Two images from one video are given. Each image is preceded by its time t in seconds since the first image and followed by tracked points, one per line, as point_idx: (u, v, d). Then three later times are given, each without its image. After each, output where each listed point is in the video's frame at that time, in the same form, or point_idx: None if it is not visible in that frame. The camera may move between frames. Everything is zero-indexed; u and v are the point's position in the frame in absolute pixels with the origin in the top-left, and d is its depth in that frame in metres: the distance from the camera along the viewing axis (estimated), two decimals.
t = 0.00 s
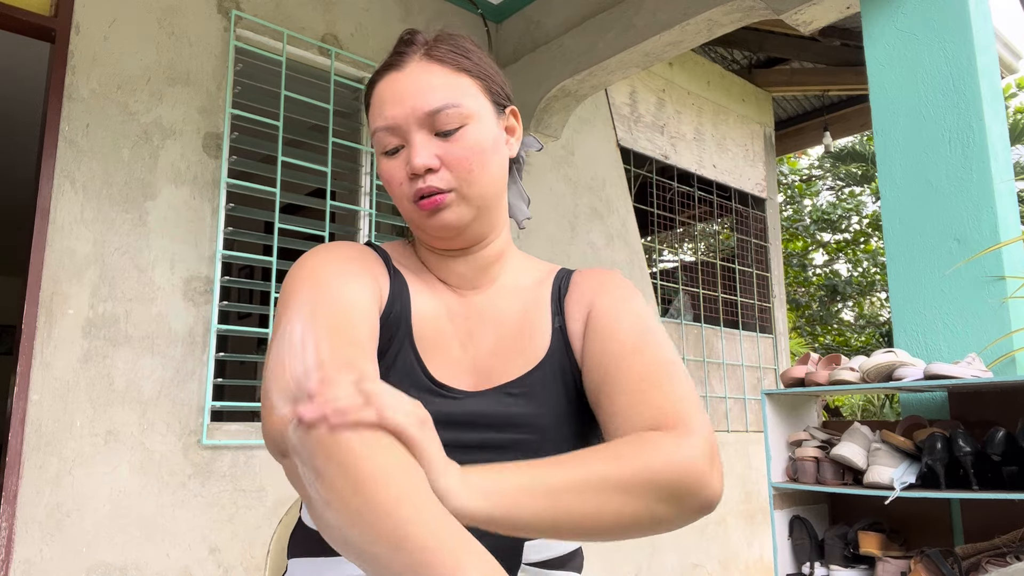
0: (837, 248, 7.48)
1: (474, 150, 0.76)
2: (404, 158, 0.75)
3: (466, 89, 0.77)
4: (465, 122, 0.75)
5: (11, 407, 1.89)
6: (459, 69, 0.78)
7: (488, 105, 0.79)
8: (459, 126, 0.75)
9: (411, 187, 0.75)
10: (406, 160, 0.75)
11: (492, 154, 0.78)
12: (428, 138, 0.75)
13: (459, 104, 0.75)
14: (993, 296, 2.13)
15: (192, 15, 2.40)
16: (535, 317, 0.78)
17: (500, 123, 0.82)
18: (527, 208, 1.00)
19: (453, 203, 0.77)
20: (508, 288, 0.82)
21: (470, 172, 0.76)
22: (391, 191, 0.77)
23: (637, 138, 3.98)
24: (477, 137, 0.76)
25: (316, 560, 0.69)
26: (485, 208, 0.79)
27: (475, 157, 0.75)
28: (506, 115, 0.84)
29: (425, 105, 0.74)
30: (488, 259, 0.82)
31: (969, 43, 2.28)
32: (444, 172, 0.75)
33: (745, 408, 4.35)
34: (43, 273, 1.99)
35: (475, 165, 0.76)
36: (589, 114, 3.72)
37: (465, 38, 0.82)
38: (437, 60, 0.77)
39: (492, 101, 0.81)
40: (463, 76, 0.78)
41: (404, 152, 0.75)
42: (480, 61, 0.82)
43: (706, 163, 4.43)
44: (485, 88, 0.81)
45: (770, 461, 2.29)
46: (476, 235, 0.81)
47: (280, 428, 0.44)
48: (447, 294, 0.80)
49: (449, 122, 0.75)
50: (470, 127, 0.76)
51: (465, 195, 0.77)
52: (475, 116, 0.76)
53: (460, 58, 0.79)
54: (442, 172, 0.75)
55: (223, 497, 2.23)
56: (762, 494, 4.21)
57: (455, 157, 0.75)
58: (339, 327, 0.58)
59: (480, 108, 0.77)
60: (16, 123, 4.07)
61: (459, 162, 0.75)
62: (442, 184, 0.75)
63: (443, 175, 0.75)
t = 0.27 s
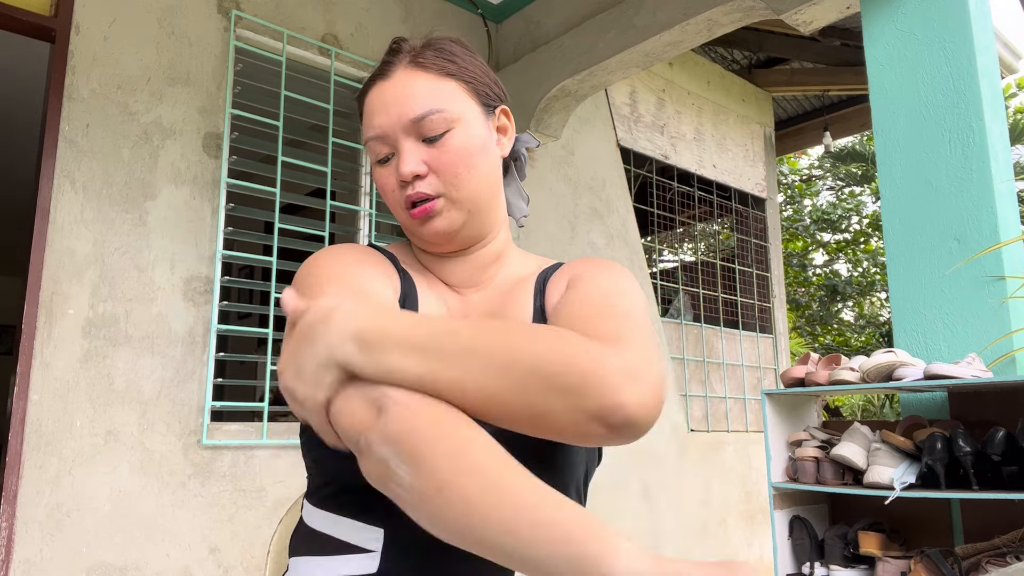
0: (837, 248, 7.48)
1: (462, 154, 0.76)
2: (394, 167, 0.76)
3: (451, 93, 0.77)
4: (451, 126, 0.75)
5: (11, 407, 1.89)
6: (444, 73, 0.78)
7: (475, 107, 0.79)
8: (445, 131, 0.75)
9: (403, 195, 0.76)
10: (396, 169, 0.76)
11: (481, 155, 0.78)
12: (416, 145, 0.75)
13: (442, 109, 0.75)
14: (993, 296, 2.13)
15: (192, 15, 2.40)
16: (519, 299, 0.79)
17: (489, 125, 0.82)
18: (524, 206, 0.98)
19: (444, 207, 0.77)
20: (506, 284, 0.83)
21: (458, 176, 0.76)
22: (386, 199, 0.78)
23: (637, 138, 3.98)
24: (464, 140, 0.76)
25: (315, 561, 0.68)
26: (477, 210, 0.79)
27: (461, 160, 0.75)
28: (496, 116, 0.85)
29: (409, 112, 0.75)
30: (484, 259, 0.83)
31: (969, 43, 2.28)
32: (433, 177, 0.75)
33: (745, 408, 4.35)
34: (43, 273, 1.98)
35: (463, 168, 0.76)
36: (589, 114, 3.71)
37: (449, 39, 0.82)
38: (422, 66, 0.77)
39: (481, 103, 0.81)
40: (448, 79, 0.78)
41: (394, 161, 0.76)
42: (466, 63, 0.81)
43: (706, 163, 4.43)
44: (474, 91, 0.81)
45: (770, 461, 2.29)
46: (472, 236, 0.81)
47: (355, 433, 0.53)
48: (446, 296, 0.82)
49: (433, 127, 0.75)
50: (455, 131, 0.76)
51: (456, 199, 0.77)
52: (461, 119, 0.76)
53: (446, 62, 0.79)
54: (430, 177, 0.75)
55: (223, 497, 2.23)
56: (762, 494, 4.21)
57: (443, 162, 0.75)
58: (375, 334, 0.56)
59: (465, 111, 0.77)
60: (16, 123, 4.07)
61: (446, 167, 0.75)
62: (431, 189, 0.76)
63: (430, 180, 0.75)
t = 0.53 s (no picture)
0: (837, 248, 7.48)
1: (470, 145, 0.76)
2: (399, 151, 0.76)
3: (463, 87, 0.78)
4: (460, 117, 0.77)
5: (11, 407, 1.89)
6: (457, 67, 0.80)
7: (484, 103, 0.80)
8: (455, 122, 0.76)
9: (405, 180, 0.76)
10: (401, 153, 0.76)
11: (485, 150, 0.78)
12: (424, 131, 0.76)
13: (455, 100, 0.77)
14: (993, 296, 2.13)
15: (192, 15, 2.40)
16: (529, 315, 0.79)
17: (495, 125, 0.83)
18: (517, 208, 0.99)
19: (445, 195, 0.77)
20: (502, 289, 0.83)
21: (464, 165, 0.76)
22: (385, 184, 0.78)
23: (637, 138, 3.98)
24: (472, 132, 0.77)
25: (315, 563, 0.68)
26: (477, 205, 0.79)
27: (467, 150, 0.76)
28: (501, 117, 0.85)
29: (422, 99, 0.76)
30: (480, 259, 0.83)
31: (969, 43, 2.28)
32: (438, 164, 0.75)
33: (745, 408, 4.35)
34: (43, 272, 1.98)
35: (470, 159, 0.76)
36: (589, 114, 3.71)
37: (465, 40, 0.84)
38: (435, 59, 0.79)
39: (489, 101, 0.83)
40: (460, 74, 0.79)
41: (399, 146, 0.76)
42: (479, 63, 0.84)
43: (706, 163, 4.43)
44: (484, 89, 0.82)
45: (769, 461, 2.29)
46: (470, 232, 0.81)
47: (301, 431, 0.56)
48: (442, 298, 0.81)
49: (445, 116, 0.76)
50: (465, 123, 0.77)
51: (459, 188, 0.77)
52: (471, 112, 0.77)
53: (458, 57, 0.81)
54: (436, 163, 0.75)
55: (223, 497, 2.23)
56: (762, 494, 4.21)
57: (450, 150, 0.75)
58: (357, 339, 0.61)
59: (475, 105, 0.78)
60: (16, 123, 4.07)
61: (453, 155, 0.75)
62: (435, 175, 0.76)
63: (436, 167, 0.75)
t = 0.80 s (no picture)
0: (837, 248, 7.48)
1: (474, 144, 0.77)
2: (403, 144, 0.76)
3: (470, 87, 0.80)
4: (464, 114, 0.77)
5: (11, 408, 1.89)
6: (463, 67, 0.81)
7: (489, 105, 0.81)
8: (459, 118, 0.77)
9: (407, 173, 0.76)
10: (405, 146, 0.76)
11: (488, 151, 0.79)
12: (428, 127, 0.77)
13: (461, 98, 0.78)
14: (993, 296, 2.13)
15: (192, 15, 2.40)
16: (521, 308, 0.78)
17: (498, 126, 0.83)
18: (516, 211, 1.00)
19: (448, 191, 0.77)
20: (498, 284, 0.83)
21: (466, 164, 0.76)
22: (385, 176, 0.78)
23: (637, 138, 3.98)
24: (476, 131, 0.78)
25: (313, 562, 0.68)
26: (477, 203, 0.79)
27: (470, 149, 0.76)
28: (502, 118, 0.85)
29: (427, 94, 0.77)
30: (477, 258, 0.83)
31: (969, 43, 2.28)
32: (441, 160, 0.76)
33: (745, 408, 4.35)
34: (43, 272, 1.98)
35: (473, 158, 0.77)
36: (589, 114, 3.72)
37: (470, 41, 0.85)
38: (442, 56, 0.80)
39: (494, 103, 0.84)
40: (465, 73, 0.80)
41: (403, 140, 0.77)
42: (483, 64, 0.85)
43: (706, 163, 4.43)
44: (488, 91, 0.83)
45: (770, 461, 2.28)
46: (467, 231, 0.81)
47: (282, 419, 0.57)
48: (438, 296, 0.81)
49: (448, 111, 0.77)
50: (467, 119, 0.78)
51: (461, 185, 0.77)
52: (476, 111, 0.78)
53: (464, 57, 0.82)
54: (439, 160, 0.76)
55: (223, 497, 2.23)
56: (762, 494, 4.21)
57: (454, 146, 0.76)
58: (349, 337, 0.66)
59: (480, 104, 0.79)
60: (16, 123, 4.07)
61: (456, 151, 0.76)
62: (439, 172, 0.76)
63: (439, 162, 0.75)
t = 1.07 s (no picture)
0: (837, 248, 7.47)
1: (500, 136, 0.77)
2: (431, 124, 0.77)
3: (505, 82, 0.81)
4: (495, 106, 0.79)
5: (11, 408, 1.89)
6: (501, 65, 0.83)
7: (520, 107, 0.83)
8: (491, 109, 0.78)
9: (429, 153, 0.76)
10: (433, 125, 0.77)
11: (511, 149, 0.79)
12: (458, 111, 0.78)
13: (496, 89, 0.79)
14: (993, 296, 2.13)
15: (192, 15, 2.40)
16: (517, 306, 0.79)
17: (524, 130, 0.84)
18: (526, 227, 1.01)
19: (467, 180, 0.76)
20: (505, 286, 0.83)
21: (491, 155, 0.77)
22: (405, 155, 0.77)
23: (637, 137, 3.98)
24: (505, 126, 0.78)
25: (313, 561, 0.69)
26: (492, 199, 0.78)
27: (496, 141, 0.77)
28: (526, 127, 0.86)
29: (465, 79, 0.79)
30: (485, 262, 0.83)
31: (969, 43, 2.28)
32: (467, 145, 0.76)
33: (745, 408, 4.35)
34: (43, 272, 1.98)
35: (499, 150, 0.77)
36: (589, 114, 3.71)
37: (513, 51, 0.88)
38: (481, 51, 0.82)
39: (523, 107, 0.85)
40: (501, 70, 0.82)
41: (431, 120, 0.77)
42: (520, 71, 0.87)
43: (706, 163, 4.43)
44: (520, 94, 0.85)
45: (769, 461, 2.29)
46: (479, 231, 0.81)
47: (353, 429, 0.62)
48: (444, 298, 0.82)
49: (481, 101, 0.79)
50: (498, 113, 0.79)
51: (480, 176, 0.76)
52: (507, 107, 0.80)
53: (503, 58, 0.84)
54: (465, 144, 0.76)
55: (223, 497, 2.23)
56: (762, 494, 4.21)
57: (480, 135, 0.76)
58: (385, 325, 0.65)
59: (513, 101, 0.80)
60: (15, 123, 4.06)
61: (483, 139, 0.76)
62: (463, 157, 0.76)
63: (464, 146, 0.75)
